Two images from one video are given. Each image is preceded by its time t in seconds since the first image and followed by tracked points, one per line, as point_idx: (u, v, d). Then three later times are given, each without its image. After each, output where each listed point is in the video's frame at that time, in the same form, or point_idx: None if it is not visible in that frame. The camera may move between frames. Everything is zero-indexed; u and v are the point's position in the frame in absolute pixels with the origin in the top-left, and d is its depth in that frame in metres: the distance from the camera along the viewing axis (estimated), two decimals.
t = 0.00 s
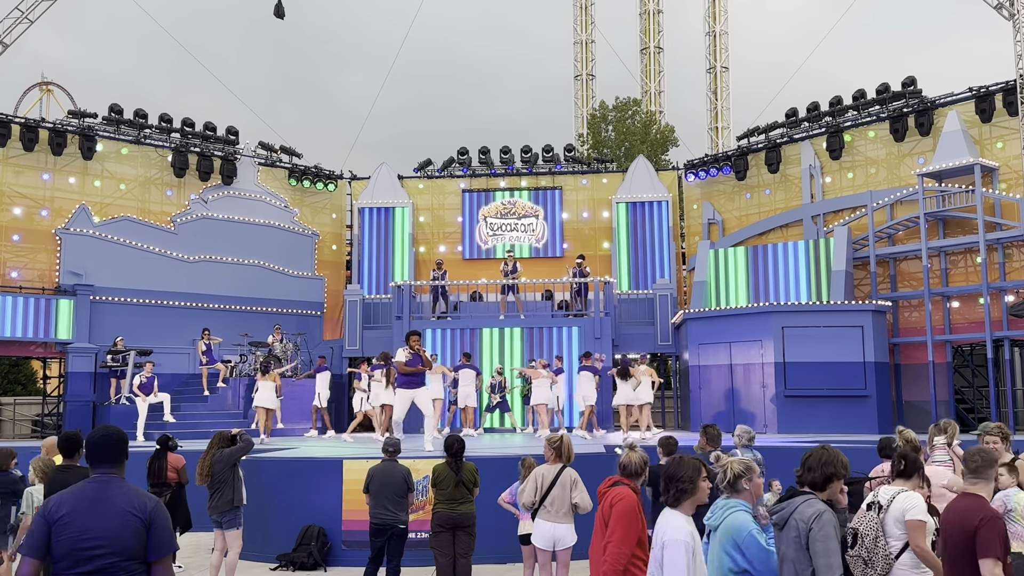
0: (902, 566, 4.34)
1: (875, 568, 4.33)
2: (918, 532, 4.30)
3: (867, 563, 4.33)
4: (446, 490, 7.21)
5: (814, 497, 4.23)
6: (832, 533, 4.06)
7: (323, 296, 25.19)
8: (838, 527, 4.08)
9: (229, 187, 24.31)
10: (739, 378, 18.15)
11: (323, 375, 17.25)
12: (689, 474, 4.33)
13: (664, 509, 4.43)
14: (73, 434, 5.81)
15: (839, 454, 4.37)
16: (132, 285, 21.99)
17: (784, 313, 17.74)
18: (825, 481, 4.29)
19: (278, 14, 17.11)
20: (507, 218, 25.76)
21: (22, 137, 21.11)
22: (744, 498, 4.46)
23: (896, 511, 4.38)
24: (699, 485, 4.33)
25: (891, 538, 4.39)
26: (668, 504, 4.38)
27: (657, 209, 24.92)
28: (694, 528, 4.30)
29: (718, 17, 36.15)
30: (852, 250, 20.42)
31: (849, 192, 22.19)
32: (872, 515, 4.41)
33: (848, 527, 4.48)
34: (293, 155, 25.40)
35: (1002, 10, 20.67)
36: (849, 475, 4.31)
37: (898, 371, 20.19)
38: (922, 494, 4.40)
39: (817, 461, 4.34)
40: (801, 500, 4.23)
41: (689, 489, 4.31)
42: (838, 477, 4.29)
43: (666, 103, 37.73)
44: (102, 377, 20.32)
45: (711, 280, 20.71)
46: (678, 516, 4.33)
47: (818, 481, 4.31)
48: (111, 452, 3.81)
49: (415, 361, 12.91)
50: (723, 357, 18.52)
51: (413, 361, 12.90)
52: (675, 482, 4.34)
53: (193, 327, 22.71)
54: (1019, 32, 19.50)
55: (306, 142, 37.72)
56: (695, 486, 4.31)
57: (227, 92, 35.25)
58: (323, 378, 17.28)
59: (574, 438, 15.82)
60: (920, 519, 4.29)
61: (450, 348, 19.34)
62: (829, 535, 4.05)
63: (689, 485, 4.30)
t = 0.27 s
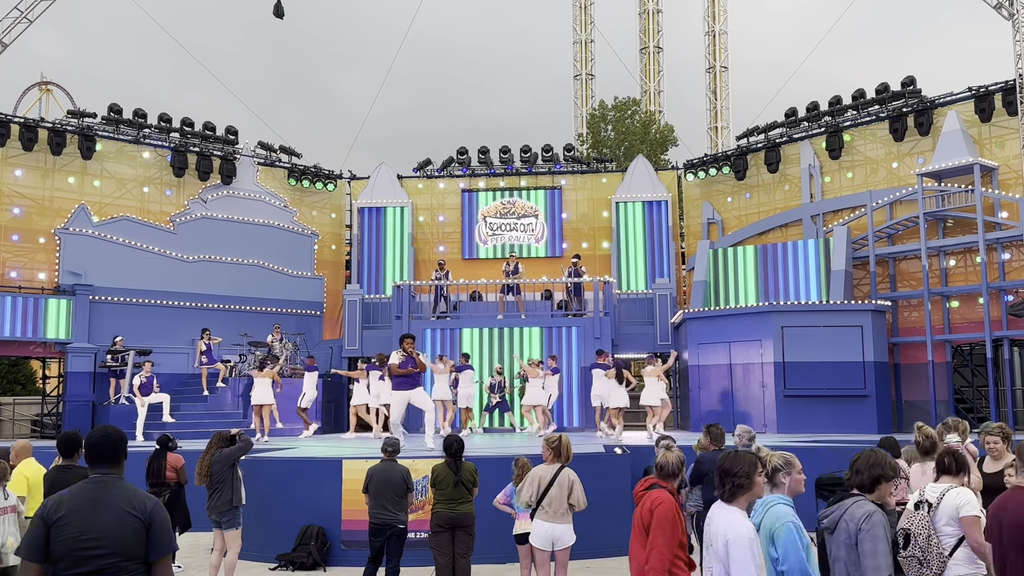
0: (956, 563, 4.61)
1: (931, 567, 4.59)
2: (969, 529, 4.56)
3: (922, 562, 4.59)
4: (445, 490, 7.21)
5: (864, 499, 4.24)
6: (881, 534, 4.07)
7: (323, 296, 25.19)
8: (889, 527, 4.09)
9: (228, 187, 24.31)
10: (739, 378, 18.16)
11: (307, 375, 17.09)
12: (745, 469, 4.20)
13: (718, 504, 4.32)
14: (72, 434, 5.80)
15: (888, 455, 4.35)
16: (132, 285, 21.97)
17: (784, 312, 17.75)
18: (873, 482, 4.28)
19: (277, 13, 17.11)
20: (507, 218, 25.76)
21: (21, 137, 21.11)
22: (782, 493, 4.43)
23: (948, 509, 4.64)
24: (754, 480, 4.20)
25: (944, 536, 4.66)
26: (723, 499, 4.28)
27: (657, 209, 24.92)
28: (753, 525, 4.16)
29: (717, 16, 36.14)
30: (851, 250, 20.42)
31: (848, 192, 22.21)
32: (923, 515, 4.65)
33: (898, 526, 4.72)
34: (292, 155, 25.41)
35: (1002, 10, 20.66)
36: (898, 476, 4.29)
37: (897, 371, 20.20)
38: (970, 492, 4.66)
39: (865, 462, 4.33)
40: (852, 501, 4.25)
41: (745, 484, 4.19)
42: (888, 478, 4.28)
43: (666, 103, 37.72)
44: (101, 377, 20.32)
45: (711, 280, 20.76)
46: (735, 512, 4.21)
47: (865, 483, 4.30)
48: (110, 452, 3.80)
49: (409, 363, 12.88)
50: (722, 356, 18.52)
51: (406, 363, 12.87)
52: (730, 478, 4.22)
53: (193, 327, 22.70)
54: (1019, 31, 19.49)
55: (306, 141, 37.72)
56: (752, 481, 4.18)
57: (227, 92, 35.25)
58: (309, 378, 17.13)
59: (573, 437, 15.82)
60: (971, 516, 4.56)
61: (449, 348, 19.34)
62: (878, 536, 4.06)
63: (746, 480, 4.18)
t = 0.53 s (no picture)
0: (994, 561, 4.53)
1: (965, 563, 4.56)
2: (1012, 529, 4.50)
3: (956, 559, 4.58)
4: (445, 490, 7.20)
5: (906, 494, 4.27)
6: (921, 527, 4.07)
7: (322, 295, 25.20)
8: (929, 522, 4.09)
9: (228, 187, 24.31)
10: (738, 377, 18.16)
11: (297, 375, 17.04)
12: (795, 469, 4.09)
13: (763, 505, 4.18)
14: (72, 434, 5.81)
15: (935, 452, 4.40)
16: (131, 285, 21.92)
17: (783, 312, 17.75)
18: (915, 476, 4.37)
19: (277, 13, 17.12)
20: (506, 217, 25.74)
21: (20, 137, 21.09)
22: (821, 493, 4.45)
23: (986, 508, 4.59)
24: (804, 481, 4.09)
25: (981, 535, 4.59)
26: (768, 500, 4.15)
27: (656, 209, 24.91)
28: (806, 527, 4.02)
29: (717, 16, 36.13)
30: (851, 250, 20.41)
31: (847, 192, 22.22)
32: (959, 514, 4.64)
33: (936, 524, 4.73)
34: (291, 154, 25.44)
35: (1001, 10, 20.66)
36: (942, 473, 4.34)
37: (896, 370, 20.22)
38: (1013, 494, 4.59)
39: (908, 457, 4.41)
40: (894, 496, 4.28)
41: (795, 484, 4.08)
42: (930, 475, 4.34)
43: (666, 103, 37.72)
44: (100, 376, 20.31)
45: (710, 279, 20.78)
46: (783, 514, 4.08)
47: (908, 477, 4.40)
48: (108, 452, 3.79)
49: (413, 359, 12.93)
50: (722, 356, 18.53)
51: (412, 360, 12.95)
52: (779, 479, 4.11)
53: (192, 327, 22.68)
54: (1018, 31, 19.49)
55: (305, 141, 37.71)
56: (802, 482, 4.08)
57: (226, 92, 35.26)
58: (297, 379, 17.19)
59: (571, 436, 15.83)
60: (1012, 517, 4.49)
61: (448, 347, 19.34)
62: (917, 530, 4.07)
63: (797, 481, 4.07)
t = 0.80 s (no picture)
0: None
1: (1012, 568, 4.51)
2: None
3: (1002, 563, 4.53)
4: (443, 489, 7.20)
5: (957, 501, 4.07)
6: (971, 538, 3.90)
7: (321, 295, 25.19)
8: (980, 530, 3.92)
9: (227, 186, 24.31)
10: (737, 377, 18.17)
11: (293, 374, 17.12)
12: (847, 468, 4.10)
13: (817, 507, 4.18)
14: (72, 433, 5.81)
15: (989, 456, 4.10)
16: (131, 284, 21.90)
17: (782, 311, 17.75)
18: (965, 482, 4.10)
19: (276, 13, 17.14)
20: (506, 217, 25.74)
21: (20, 136, 21.09)
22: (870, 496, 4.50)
23: None
24: (857, 479, 4.10)
25: None
26: (822, 502, 4.15)
27: (656, 208, 24.90)
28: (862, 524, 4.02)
29: (716, 16, 36.12)
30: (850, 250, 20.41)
31: (847, 192, 22.23)
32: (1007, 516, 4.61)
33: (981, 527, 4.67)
34: (291, 154, 25.47)
35: (1000, 10, 20.67)
36: (996, 478, 4.05)
37: (896, 370, 20.22)
38: None
39: (959, 461, 4.13)
40: (943, 503, 4.10)
41: (848, 483, 4.08)
42: (981, 481, 4.06)
43: (665, 102, 37.72)
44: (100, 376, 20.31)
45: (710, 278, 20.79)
46: (837, 513, 4.07)
47: (958, 483, 4.13)
48: (105, 451, 3.79)
49: (415, 355, 12.84)
50: (721, 356, 18.54)
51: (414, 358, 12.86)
52: (832, 479, 4.11)
53: (192, 326, 22.67)
54: (1017, 30, 19.50)
55: (305, 141, 37.71)
56: (855, 479, 4.08)
57: (226, 91, 35.26)
58: (291, 378, 17.39)
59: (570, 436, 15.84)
60: None
61: (447, 347, 19.35)
62: (967, 540, 3.90)
63: (849, 478, 4.08)
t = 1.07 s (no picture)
0: None
1: None
2: None
3: None
4: (443, 489, 7.19)
5: (1017, 498, 4.19)
6: None
7: (321, 295, 25.19)
8: None
9: (226, 186, 24.30)
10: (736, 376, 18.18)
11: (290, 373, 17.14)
12: (901, 464, 4.02)
13: (865, 500, 4.12)
14: (72, 433, 5.81)
15: None
16: (130, 284, 21.90)
17: (782, 311, 17.75)
18: (1017, 478, 4.25)
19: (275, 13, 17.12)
20: (505, 217, 25.75)
21: (19, 136, 21.10)
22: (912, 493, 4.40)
23: None
24: (909, 477, 4.02)
25: None
26: (871, 495, 4.08)
27: (655, 209, 24.90)
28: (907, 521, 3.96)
29: (715, 16, 36.10)
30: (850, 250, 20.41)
31: (846, 191, 22.22)
32: None
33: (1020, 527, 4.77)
34: (290, 154, 25.47)
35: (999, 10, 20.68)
36: None
37: (896, 370, 20.22)
38: None
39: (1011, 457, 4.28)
40: (1004, 500, 4.21)
41: (900, 480, 4.00)
42: None
43: (664, 102, 37.71)
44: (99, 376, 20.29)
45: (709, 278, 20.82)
46: (886, 509, 4.00)
47: (1011, 479, 4.26)
48: (104, 451, 3.78)
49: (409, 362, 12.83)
50: (721, 356, 18.54)
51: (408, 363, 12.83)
52: (885, 474, 4.02)
53: (191, 326, 22.66)
54: (1017, 30, 19.50)
55: (304, 141, 37.70)
56: (909, 477, 4.00)
57: (225, 91, 35.25)
58: (287, 378, 17.30)
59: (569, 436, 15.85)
60: None
61: (447, 347, 19.35)
62: None
63: (903, 476, 4.00)
